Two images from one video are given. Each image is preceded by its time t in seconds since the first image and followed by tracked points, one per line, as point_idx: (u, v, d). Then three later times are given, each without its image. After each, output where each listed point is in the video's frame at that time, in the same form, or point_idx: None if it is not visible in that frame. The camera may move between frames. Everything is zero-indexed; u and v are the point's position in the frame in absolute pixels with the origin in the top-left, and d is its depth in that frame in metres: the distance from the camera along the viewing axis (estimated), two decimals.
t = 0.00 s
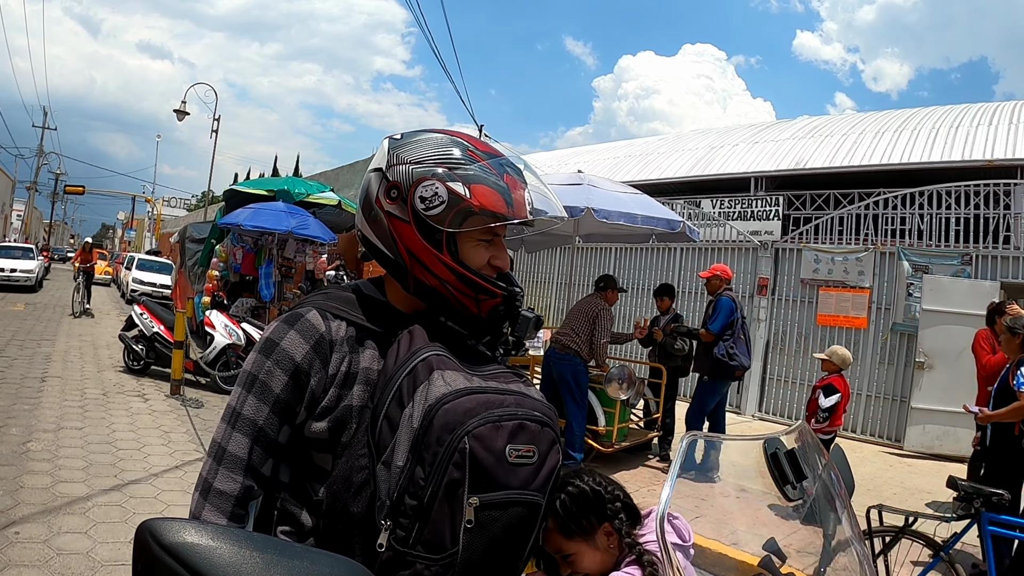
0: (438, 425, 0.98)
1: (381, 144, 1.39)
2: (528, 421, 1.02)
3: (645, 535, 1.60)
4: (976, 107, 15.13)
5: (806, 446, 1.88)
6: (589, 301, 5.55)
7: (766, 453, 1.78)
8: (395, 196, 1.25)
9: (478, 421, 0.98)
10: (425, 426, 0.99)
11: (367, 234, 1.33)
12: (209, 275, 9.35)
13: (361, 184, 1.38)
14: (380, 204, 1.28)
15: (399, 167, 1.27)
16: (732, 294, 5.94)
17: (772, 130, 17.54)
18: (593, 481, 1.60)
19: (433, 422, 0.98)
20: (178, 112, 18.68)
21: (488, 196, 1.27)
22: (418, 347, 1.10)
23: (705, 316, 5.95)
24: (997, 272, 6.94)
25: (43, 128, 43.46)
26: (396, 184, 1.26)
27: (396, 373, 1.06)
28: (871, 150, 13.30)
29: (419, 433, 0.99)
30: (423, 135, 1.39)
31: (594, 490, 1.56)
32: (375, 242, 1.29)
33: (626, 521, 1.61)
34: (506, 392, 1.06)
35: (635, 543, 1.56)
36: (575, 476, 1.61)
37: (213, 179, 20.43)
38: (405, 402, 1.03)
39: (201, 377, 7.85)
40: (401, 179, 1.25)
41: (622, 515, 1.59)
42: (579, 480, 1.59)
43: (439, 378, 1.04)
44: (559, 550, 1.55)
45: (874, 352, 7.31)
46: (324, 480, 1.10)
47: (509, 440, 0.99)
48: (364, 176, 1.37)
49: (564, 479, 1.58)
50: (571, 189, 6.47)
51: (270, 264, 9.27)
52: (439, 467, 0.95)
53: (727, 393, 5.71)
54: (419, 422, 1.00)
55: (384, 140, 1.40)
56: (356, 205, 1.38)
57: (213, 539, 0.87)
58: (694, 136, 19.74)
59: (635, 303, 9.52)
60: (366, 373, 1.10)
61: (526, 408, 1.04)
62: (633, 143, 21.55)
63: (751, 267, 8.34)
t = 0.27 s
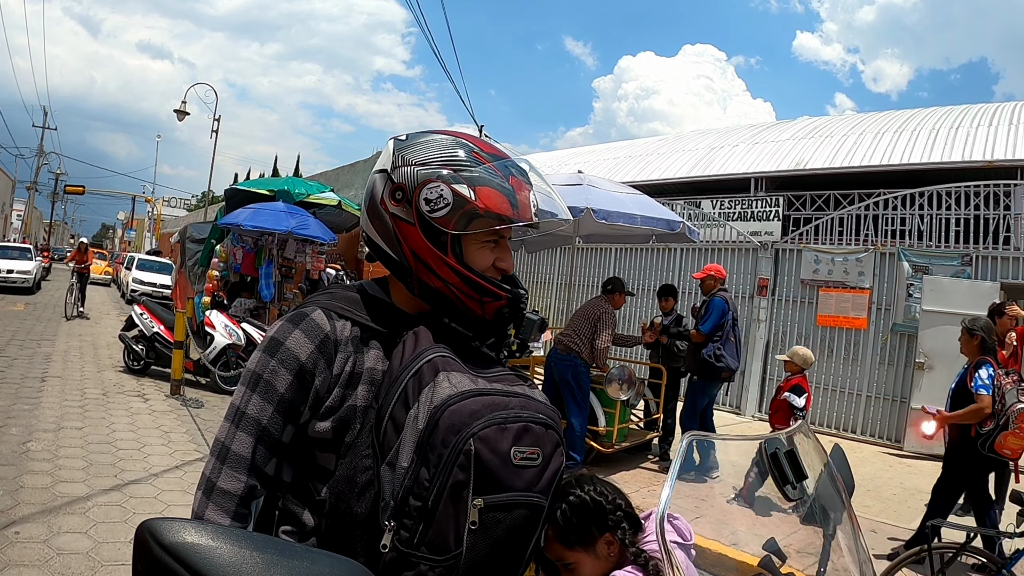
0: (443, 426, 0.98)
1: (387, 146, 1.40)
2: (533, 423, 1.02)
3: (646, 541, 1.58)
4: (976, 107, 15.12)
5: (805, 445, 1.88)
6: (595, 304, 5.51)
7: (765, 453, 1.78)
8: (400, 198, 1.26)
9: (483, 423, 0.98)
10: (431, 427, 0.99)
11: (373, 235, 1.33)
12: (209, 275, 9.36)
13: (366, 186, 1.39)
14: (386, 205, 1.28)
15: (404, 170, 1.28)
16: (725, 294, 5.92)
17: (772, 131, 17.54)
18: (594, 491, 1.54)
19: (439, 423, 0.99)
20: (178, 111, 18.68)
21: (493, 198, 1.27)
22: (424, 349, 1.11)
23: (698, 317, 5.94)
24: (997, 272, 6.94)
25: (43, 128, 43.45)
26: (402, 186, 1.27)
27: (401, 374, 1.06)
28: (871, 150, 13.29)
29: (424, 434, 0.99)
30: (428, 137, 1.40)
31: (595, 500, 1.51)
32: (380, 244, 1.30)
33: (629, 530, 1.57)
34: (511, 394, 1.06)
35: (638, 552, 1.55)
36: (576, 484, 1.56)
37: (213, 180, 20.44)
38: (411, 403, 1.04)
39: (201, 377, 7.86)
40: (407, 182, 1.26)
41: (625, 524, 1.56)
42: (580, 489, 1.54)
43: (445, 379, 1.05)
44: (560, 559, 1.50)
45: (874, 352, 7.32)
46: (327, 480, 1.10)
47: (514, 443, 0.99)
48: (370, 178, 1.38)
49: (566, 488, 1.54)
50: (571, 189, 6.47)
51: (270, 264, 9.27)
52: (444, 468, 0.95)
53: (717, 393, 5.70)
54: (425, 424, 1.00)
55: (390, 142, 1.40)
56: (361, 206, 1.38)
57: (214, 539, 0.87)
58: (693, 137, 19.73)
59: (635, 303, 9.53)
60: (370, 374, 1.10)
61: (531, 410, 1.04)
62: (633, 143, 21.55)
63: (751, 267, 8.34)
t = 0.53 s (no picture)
0: (451, 426, 0.99)
1: (398, 146, 1.40)
2: (540, 425, 1.02)
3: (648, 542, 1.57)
4: (976, 109, 15.13)
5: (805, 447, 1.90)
6: (595, 305, 5.52)
7: (766, 454, 1.79)
8: (411, 199, 1.26)
9: (490, 425, 0.98)
10: (438, 427, 0.99)
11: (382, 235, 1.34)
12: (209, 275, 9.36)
13: (376, 185, 1.39)
14: (396, 205, 1.29)
15: (417, 170, 1.28)
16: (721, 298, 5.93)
17: (772, 132, 17.56)
18: (596, 498, 1.56)
19: (446, 423, 0.99)
20: (179, 111, 18.68)
21: (504, 201, 1.27)
22: (431, 349, 1.11)
23: (695, 321, 5.95)
24: (997, 273, 6.95)
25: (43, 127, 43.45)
26: (414, 186, 1.27)
27: (409, 374, 1.07)
28: (871, 152, 13.30)
29: (431, 433, 0.99)
30: (440, 138, 1.40)
31: (595, 507, 1.52)
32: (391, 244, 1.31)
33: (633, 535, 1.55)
34: (518, 396, 1.06)
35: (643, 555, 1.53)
36: (579, 492, 1.59)
37: (213, 180, 20.41)
38: (418, 402, 1.04)
39: (201, 377, 7.86)
40: (419, 183, 1.26)
41: (628, 530, 1.54)
42: (582, 496, 1.57)
43: (452, 380, 1.05)
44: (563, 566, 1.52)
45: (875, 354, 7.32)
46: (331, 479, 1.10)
47: (521, 444, 0.99)
48: (380, 178, 1.38)
49: (568, 496, 1.57)
50: (571, 190, 6.48)
51: (270, 264, 9.27)
52: (451, 468, 0.96)
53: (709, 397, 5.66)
54: (432, 424, 1.01)
55: (402, 142, 1.41)
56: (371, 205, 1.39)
57: (213, 539, 0.88)
58: (694, 138, 19.73)
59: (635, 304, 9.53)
60: (376, 373, 1.11)
61: (537, 412, 1.04)
62: (633, 144, 21.56)
63: (751, 268, 8.34)
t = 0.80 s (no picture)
0: (459, 428, 0.99)
1: (418, 143, 1.38)
2: (547, 428, 1.03)
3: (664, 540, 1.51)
4: (976, 109, 15.13)
5: (805, 446, 1.89)
6: (594, 305, 5.55)
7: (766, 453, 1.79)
8: (444, 198, 1.26)
9: (499, 427, 0.98)
10: (447, 429, 0.99)
11: (394, 231, 1.31)
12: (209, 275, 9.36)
13: (391, 179, 1.35)
14: (423, 202, 1.27)
15: (448, 171, 1.28)
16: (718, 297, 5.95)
17: (772, 132, 17.56)
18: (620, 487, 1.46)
19: (455, 425, 0.99)
20: (179, 112, 18.69)
21: (531, 211, 1.32)
22: (438, 350, 1.11)
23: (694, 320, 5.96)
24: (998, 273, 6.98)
25: (43, 128, 43.44)
26: (446, 187, 1.27)
27: (415, 376, 1.07)
28: (871, 152, 13.31)
29: (439, 436, 0.99)
30: (458, 141, 1.40)
31: (620, 497, 1.42)
32: (409, 239, 1.28)
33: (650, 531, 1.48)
34: (524, 398, 1.06)
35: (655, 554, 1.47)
36: (600, 477, 1.47)
37: (213, 180, 20.40)
38: (425, 405, 1.04)
39: (201, 377, 7.86)
40: (452, 183, 1.26)
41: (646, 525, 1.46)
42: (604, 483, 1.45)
43: (460, 382, 1.05)
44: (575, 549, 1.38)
45: (875, 354, 7.32)
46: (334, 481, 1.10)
47: (528, 446, 0.99)
48: (397, 171, 1.35)
49: (589, 480, 1.45)
50: (571, 190, 6.48)
51: (270, 264, 9.27)
52: (460, 469, 0.96)
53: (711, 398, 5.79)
54: (440, 426, 1.00)
55: (421, 140, 1.39)
56: (382, 199, 1.35)
57: (213, 539, 0.88)
58: (694, 138, 19.72)
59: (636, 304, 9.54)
60: (381, 374, 1.11)
61: (543, 415, 1.05)
62: (633, 144, 21.57)
63: (751, 268, 8.35)
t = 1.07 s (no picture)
0: (463, 429, 0.99)
1: (425, 141, 1.37)
2: (551, 425, 1.03)
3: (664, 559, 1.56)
4: (977, 108, 15.12)
5: (805, 446, 1.89)
6: (594, 304, 5.54)
7: (766, 453, 1.78)
8: (453, 203, 1.26)
9: (504, 426, 0.98)
10: (452, 430, 0.99)
11: (396, 230, 1.30)
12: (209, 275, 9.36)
13: (395, 176, 1.33)
14: (432, 207, 1.27)
15: (458, 174, 1.27)
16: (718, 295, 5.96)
17: (772, 132, 17.55)
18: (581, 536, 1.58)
19: (461, 426, 0.99)
20: (179, 112, 18.70)
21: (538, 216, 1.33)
22: (439, 350, 1.11)
23: (694, 317, 5.97)
24: (998, 273, 6.85)
25: (43, 128, 43.45)
26: (456, 192, 1.26)
27: (417, 377, 1.07)
28: (871, 151, 13.30)
29: (445, 437, 0.99)
30: (463, 138, 1.39)
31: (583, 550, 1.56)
32: (414, 241, 1.27)
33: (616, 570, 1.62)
34: (527, 396, 1.06)
35: None
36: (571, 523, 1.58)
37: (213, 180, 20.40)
38: (429, 406, 1.04)
39: (201, 377, 7.86)
40: (462, 189, 1.26)
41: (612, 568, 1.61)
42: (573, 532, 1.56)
43: (463, 382, 1.05)
44: None
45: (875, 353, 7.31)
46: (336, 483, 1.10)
47: (533, 444, 1.00)
48: (402, 169, 1.33)
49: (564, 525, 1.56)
50: (571, 190, 6.48)
51: (270, 264, 9.28)
52: (467, 470, 0.96)
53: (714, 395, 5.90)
54: (446, 426, 1.00)
55: (428, 138, 1.37)
56: (384, 197, 1.34)
57: (215, 541, 0.87)
58: (694, 137, 19.71)
59: (636, 304, 9.53)
60: (381, 377, 1.11)
61: (547, 412, 1.05)
62: (633, 144, 21.58)
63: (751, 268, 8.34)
